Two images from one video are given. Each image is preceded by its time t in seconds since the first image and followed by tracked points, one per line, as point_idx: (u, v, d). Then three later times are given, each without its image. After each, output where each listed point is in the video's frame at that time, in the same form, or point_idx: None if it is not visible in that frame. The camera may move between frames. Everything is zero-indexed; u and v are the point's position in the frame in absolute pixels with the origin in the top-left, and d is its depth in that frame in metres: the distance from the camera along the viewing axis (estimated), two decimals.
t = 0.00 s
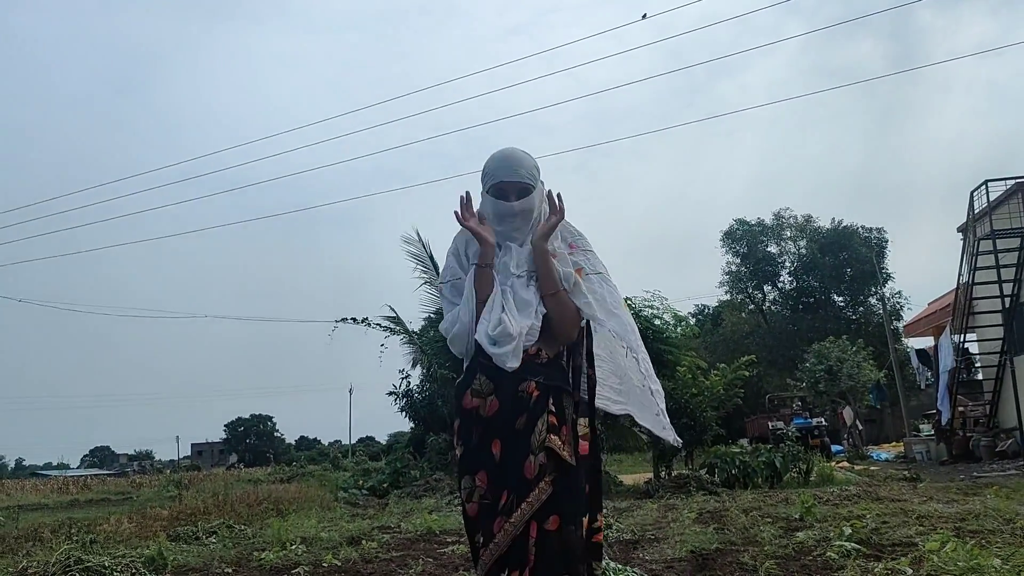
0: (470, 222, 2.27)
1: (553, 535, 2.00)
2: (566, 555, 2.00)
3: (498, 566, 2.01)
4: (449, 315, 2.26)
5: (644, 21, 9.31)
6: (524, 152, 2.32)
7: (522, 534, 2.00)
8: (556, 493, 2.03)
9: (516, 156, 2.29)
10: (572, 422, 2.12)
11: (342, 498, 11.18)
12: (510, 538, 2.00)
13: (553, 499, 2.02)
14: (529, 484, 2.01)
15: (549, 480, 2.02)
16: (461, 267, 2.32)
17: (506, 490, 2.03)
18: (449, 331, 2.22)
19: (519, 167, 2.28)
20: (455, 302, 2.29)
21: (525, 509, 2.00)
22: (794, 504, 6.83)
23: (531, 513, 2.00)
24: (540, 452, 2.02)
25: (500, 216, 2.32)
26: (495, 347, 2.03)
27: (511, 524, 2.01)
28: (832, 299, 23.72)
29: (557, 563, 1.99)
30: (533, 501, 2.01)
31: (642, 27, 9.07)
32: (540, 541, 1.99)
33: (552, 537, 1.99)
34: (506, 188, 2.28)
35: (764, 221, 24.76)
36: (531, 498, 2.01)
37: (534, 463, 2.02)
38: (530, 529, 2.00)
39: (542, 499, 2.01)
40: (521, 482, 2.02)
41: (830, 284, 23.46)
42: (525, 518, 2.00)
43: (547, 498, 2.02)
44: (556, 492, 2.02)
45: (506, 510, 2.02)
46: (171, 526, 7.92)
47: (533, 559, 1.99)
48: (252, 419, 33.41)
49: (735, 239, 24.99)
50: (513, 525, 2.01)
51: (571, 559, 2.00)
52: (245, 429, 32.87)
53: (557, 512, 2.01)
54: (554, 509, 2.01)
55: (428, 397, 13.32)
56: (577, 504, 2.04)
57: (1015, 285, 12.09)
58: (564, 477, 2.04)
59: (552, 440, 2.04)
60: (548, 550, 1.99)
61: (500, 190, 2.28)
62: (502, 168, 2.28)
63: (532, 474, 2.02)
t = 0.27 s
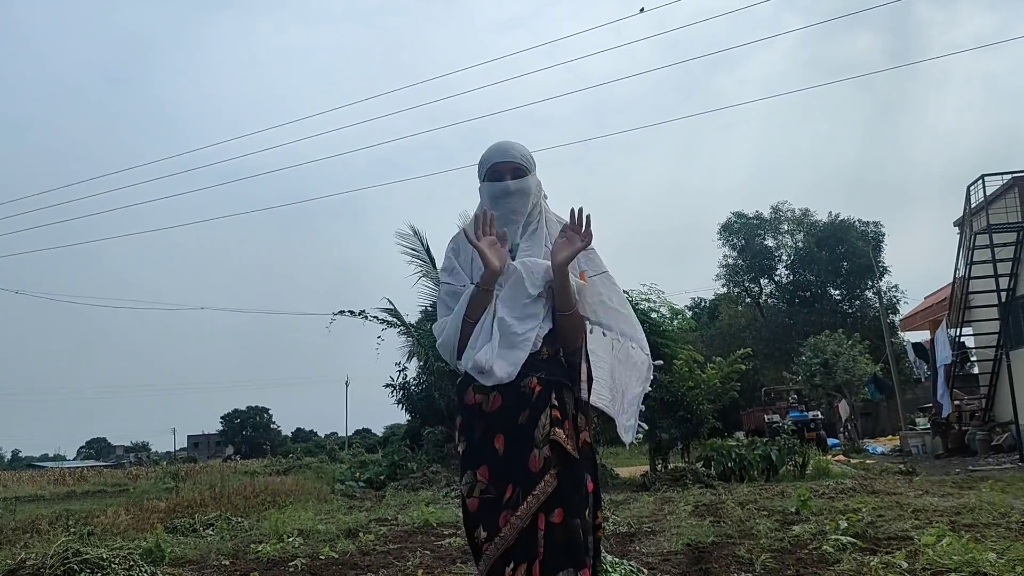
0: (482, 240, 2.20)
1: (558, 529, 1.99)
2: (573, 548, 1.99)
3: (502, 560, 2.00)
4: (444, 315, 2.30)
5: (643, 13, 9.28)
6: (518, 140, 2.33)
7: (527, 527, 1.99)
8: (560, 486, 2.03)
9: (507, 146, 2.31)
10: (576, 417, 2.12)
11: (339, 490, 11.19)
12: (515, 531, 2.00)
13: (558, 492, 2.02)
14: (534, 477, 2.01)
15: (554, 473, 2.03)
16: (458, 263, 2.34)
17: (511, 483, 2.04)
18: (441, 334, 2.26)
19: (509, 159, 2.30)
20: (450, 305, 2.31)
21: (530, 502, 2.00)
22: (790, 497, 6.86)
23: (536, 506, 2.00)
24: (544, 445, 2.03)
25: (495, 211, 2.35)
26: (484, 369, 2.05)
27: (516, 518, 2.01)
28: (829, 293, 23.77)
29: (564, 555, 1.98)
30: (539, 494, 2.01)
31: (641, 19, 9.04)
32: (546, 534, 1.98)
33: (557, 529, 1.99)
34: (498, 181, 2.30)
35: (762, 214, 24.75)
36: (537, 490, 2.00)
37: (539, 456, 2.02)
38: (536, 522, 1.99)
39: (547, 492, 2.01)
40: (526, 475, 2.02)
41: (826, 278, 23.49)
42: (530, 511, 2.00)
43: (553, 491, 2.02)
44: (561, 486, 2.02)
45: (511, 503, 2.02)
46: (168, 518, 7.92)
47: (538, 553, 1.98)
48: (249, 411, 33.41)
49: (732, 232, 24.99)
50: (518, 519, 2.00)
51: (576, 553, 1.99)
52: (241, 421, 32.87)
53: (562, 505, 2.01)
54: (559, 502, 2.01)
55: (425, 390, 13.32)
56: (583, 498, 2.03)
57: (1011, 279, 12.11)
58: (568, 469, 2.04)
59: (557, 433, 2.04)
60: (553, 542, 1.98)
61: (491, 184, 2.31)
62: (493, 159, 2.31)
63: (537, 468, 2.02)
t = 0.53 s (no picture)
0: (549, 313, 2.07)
1: (559, 524, 2.00)
2: (574, 543, 1.99)
3: (503, 556, 2.01)
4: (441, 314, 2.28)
5: (643, 8, 9.24)
6: (516, 139, 2.33)
7: (529, 522, 2.00)
8: (561, 481, 2.03)
9: (504, 144, 2.31)
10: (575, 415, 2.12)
11: (337, 484, 11.20)
12: (517, 526, 2.00)
13: (558, 487, 2.02)
14: (534, 473, 2.02)
15: (554, 469, 2.03)
16: (455, 262, 2.33)
17: (512, 479, 2.04)
18: (440, 337, 2.22)
19: (504, 158, 2.30)
20: (452, 309, 2.27)
21: (531, 497, 2.01)
22: (787, 492, 6.87)
23: (537, 501, 2.00)
24: (544, 441, 2.03)
25: (492, 210, 2.34)
26: (495, 399, 2.03)
27: (518, 513, 2.01)
28: (827, 289, 23.79)
29: (566, 550, 1.98)
30: (540, 491, 2.01)
31: (641, 14, 9.02)
32: (547, 529, 1.98)
33: (558, 525, 1.99)
34: (493, 180, 2.30)
35: (761, 210, 24.74)
36: (538, 486, 2.01)
37: (539, 452, 2.03)
38: (537, 516, 2.00)
39: (548, 488, 2.01)
40: (526, 471, 2.03)
41: (825, 273, 23.52)
42: (531, 506, 2.00)
43: (554, 486, 2.02)
44: (562, 481, 2.03)
45: (512, 499, 2.02)
46: (166, 511, 7.92)
47: (541, 547, 1.98)
48: (247, 404, 33.42)
49: (731, 227, 24.99)
50: (518, 514, 2.01)
51: (578, 548, 1.99)
52: (239, 415, 32.89)
53: (563, 500, 2.01)
54: (560, 498, 2.01)
55: (423, 384, 13.33)
56: (583, 494, 2.04)
57: (1009, 276, 12.12)
58: (569, 465, 2.04)
59: (556, 430, 2.05)
60: (555, 538, 1.98)
61: (487, 184, 2.31)
62: (488, 158, 2.31)
63: (537, 464, 2.02)
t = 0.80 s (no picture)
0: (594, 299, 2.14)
1: (553, 518, 2.00)
2: (568, 536, 2.00)
3: (497, 549, 2.00)
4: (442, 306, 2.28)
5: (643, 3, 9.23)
6: (517, 139, 2.33)
7: (524, 516, 2.00)
8: (556, 477, 2.04)
9: (505, 144, 2.31)
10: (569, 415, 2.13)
11: (336, 479, 11.21)
12: (512, 520, 2.01)
13: (553, 483, 2.03)
14: (530, 468, 2.02)
15: (548, 464, 2.04)
16: (454, 256, 2.32)
17: (507, 474, 2.04)
18: (441, 323, 2.22)
19: (503, 158, 2.30)
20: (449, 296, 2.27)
21: (526, 492, 2.01)
22: (786, 488, 6.88)
23: (532, 495, 2.01)
24: (540, 437, 2.04)
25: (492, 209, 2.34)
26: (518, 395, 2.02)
27: (513, 507, 2.01)
28: (827, 286, 23.80)
29: (560, 543, 1.99)
30: (535, 485, 2.02)
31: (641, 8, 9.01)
32: (542, 523, 1.99)
33: (553, 519, 2.00)
34: (493, 180, 2.31)
35: (762, 207, 24.74)
36: (533, 480, 2.02)
37: (534, 448, 2.03)
38: (532, 510, 2.00)
39: (542, 483, 2.02)
40: (522, 466, 2.03)
41: (825, 270, 23.52)
42: (526, 502, 2.00)
43: (548, 482, 2.03)
44: (556, 477, 2.04)
45: (507, 493, 2.02)
46: (165, 506, 7.93)
47: (535, 541, 1.99)
48: (247, 400, 33.45)
49: (731, 224, 24.98)
50: (514, 508, 2.01)
51: (570, 541, 2.00)
52: (239, 410, 32.93)
53: (558, 494, 2.02)
54: (555, 492, 2.02)
55: (423, 380, 13.34)
56: (574, 490, 2.05)
57: (1009, 273, 12.11)
58: (563, 461, 2.05)
59: (551, 426, 2.06)
60: (549, 532, 1.99)
61: (487, 184, 2.31)
62: (489, 157, 2.31)
63: (532, 459, 2.03)
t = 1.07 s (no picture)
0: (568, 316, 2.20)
1: (563, 511, 2.03)
2: (576, 530, 2.03)
3: (507, 543, 2.01)
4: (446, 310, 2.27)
5: None
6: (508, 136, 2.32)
7: (534, 509, 2.02)
8: (563, 471, 2.06)
9: (497, 142, 2.30)
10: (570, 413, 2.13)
11: (336, 474, 11.23)
12: (522, 513, 2.01)
13: (561, 476, 2.05)
14: (540, 461, 2.03)
15: (557, 458, 2.06)
16: (453, 256, 2.30)
17: (516, 468, 2.04)
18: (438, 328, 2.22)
19: (499, 153, 2.29)
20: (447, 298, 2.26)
21: (537, 486, 2.02)
22: (784, 483, 6.90)
23: (542, 489, 2.02)
24: (550, 430, 2.06)
25: (492, 205, 2.33)
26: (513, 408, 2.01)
27: (522, 500, 2.02)
28: (826, 282, 23.80)
29: (569, 537, 2.02)
30: (545, 479, 2.03)
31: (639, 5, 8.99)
32: (554, 516, 2.01)
33: (563, 513, 2.02)
34: (492, 176, 2.29)
35: (762, 203, 24.73)
36: (543, 474, 2.03)
37: (544, 441, 2.04)
38: (542, 503, 2.02)
39: (552, 475, 2.04)
40: (532, 459, 2.04)
41: (824, 267, 23.52)
42: (537, 495, 2.02)
43: (557, 475, 2.05)
44: (565, 470, 2.06)
45: (517, 486, 2.03)
46: (165, 499, 7.94)
47: (545, 534, 2.01)
48: (246, 394, 33.48)
49: (731, 220, 24.98)
50: (524, 502, 2.02)
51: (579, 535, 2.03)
52: (239, 404, 32.96)
53: (566, 487, 2.05)
54: (563, 485, 2.05)
55: (422, 375, 13.34)
56: (582, 484, 2.07)
57: (1008, 270, 12.11)
58: (570, 455, 2.08)
59: (559, 419, 2.07)
60: (560, 525, 2.02)
61: (485, 180, 2.29)
62: (483, 154, 2.30)
63: (541, 453, 2.04)
